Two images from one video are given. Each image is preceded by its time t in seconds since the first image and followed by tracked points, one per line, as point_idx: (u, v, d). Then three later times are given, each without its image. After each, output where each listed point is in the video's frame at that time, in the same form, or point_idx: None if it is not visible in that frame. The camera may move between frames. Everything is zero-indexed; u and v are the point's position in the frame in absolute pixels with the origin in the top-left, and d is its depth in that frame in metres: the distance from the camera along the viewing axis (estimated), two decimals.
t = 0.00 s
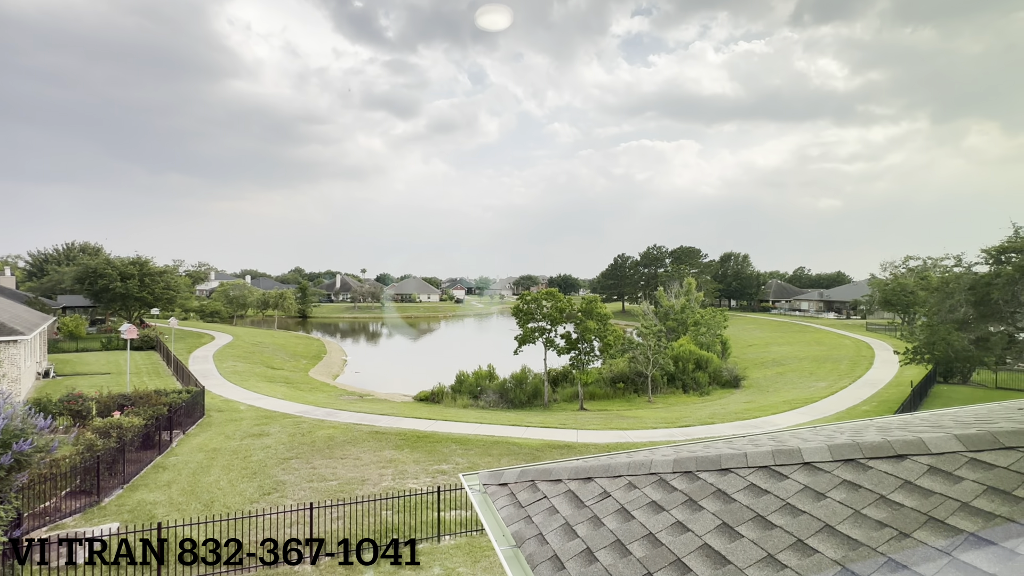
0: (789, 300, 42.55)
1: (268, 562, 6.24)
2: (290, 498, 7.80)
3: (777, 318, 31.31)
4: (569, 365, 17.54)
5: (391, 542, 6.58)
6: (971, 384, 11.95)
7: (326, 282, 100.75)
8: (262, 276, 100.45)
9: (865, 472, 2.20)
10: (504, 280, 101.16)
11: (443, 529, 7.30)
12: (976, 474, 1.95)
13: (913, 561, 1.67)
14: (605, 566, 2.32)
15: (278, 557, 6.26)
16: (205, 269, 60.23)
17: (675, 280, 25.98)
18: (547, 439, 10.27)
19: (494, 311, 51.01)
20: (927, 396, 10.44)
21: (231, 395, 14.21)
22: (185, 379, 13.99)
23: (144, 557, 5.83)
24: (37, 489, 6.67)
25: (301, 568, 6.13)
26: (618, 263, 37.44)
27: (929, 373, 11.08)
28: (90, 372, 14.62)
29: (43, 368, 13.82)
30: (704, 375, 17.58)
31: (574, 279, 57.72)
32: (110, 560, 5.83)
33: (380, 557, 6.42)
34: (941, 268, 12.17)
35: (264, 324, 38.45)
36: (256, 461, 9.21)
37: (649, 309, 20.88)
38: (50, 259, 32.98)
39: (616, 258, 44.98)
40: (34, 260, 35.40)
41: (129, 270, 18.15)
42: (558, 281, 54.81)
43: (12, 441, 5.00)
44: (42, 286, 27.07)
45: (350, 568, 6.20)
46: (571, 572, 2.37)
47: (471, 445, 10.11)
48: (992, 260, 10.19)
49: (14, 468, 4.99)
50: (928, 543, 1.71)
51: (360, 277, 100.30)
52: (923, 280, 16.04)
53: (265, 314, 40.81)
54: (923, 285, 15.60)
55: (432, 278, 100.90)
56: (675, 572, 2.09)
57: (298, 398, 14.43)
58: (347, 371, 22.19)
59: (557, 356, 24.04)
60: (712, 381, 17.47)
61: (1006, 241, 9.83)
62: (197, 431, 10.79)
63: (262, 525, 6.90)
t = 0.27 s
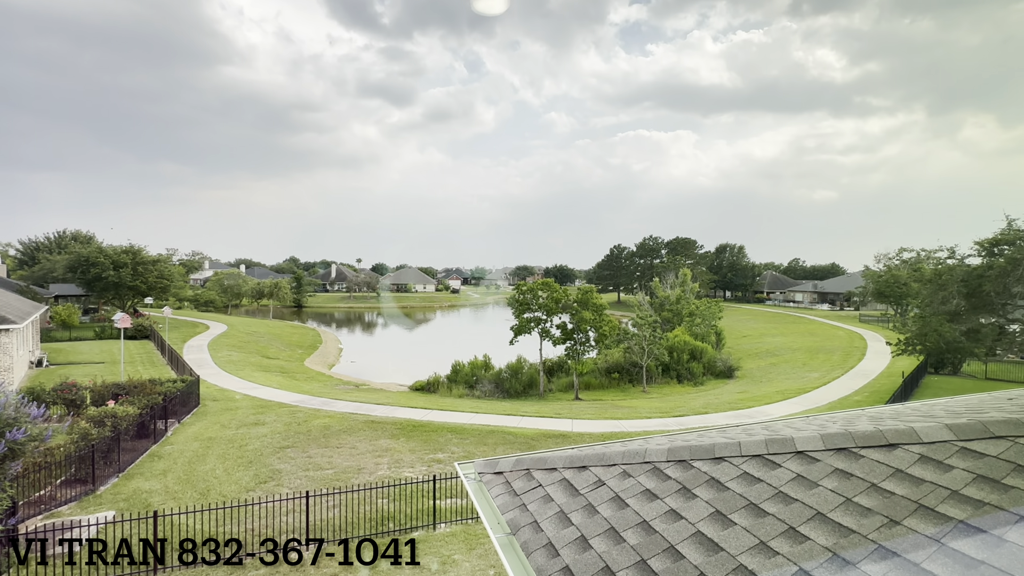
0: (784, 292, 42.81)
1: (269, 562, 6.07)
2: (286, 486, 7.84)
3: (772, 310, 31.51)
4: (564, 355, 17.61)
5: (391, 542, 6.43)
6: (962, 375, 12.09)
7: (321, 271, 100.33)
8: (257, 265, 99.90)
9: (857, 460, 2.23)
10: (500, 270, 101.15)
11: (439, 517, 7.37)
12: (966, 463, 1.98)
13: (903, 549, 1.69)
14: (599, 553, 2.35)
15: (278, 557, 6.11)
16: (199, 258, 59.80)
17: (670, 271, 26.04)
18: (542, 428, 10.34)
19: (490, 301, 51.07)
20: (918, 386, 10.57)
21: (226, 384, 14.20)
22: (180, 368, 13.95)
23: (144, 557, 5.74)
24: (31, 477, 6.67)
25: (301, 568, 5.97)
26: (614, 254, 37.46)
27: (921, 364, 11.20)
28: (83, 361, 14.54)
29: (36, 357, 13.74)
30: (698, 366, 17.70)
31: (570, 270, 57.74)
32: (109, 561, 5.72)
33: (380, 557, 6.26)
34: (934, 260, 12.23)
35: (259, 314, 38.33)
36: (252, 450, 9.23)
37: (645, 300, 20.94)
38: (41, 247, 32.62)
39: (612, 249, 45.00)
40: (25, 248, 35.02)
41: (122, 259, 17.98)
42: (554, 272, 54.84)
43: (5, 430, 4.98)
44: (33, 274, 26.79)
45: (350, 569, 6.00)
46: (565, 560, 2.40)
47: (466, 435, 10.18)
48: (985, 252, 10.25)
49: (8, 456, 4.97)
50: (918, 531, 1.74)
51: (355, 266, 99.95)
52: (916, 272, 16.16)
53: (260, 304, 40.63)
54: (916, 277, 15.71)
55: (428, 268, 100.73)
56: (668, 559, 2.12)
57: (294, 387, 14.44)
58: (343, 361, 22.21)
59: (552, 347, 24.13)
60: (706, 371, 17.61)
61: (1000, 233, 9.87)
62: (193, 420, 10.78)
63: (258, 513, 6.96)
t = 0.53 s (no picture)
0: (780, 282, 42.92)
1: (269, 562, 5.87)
2: (284, 473, 7.90)
3: (768, 300, 31.64)
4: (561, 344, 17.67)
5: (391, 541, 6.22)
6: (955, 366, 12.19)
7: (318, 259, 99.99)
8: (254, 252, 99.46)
9: (850, 448, 2.25)
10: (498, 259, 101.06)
11: (436, 503, 7.45)
12: (957, 451, 2.00)
13: (892, 534, 1.72)
14: (594, 538, 2.38)
15: (278, 556, 5.94)
16: (195, 245, 59.53)
17: (668, 260, 26.05)
18: (539, 416, 10.42)
19: (488, 290, 51.06)
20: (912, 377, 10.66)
21: (224, 371, 14.22)
22: (178, 355, 13.95)
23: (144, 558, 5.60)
24: (30, 463, 6.69)
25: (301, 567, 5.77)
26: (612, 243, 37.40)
27: (915, 355, 11.29)
28: (80, 348, 14.52)
29: (33, 344, 13.70)
30: (694, 355, 17.80)
31: (568, 259, 57.70)
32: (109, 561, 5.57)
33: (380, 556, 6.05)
34: (931, 251, 12.26)
35: (256, 301, 38.28)
36: (250, 437, 9.28)
37: (643, 290, 20.97)
38: (36, 233, 32.35)
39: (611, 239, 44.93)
40: (20, 234, 34.72)
41: (118, 245, 17.86)
42: (552, 261, 54.77)
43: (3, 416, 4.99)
44: (28, 260, 26.59)
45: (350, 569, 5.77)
46: (560, 544, 2.44)
47: (464, 422, 10.25)
48: (982, 243, 10.27)
49: (6, 441, 4.98)
50: (908, 517, 1.77)
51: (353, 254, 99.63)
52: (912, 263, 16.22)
53: (257, 291, 40.52)
54: (912, 268, 15.75)
55: (426, 257, 100.52)
56: (662, 544, 2.15)
57: (292, 375, 14.47)
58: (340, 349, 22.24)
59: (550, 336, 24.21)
60: (703, 360, 17.73)
61: (997, 225, 9.88)
62: (191, 407, 10.82)
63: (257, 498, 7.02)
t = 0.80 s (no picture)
0: (779, 272, 42.99)
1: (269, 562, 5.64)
2: (284, 457, 7.98)
3: (766, 290, 31.71)
4: (559, 332, 17.73)
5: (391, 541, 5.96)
6: (950, 356, 12.29)
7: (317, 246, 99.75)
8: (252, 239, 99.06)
9: (842, 434, 2.28)
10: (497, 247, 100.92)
11: (434, 488, 7.54)
12: (947, 437, 2.02)
13: (880, 517, 1.75)
14: (588, 520, 2.42)
15: (278, 556, 5.70)
16: (192, 231, 59.22)
17: (667, 249, 26.02)
18: (536, 403, 10.50)
19: (487, 278, 51.05)
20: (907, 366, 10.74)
21: (223, 357, 14.26)
22: (176, 341, 13.98)
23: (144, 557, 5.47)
24: (30, 446, 6.74)
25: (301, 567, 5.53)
26: (611, 232, 37.31)
27: (910, 345, 11.37)
28: (79, 333, 14.52)
29: (31, 329, 13.70)
30: (691, 344, 17.90)
31: (567, 248, 57.66)
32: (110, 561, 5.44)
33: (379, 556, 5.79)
34: (930, 242, 12.26)
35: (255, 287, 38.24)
36: (249, 422, 9.34)
37: (641, 279, 20.98)
38: (31, 218, 32.07)
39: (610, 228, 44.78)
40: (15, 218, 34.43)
41: (115, 231, 17.75)
42: (551, 249, 54.61)
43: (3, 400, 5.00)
44: (25, 245, 26.43)
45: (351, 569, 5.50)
46: (555, 526, 2.48)
47: (462, 409, 10.33)
48: (981, 234, 10.27)
49: (6, 425, 5.00)
50: (896, 500, 1.79)
51: (351, 242, 99.20)
52: (910, 253, 16.25)
53: (256, 278, 40.44)
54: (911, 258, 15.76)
55: (424, 245, 100.30)
56: (655, 527, 2.19)
57: (291, 361, 14.53)
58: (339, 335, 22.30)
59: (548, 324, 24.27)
60: (700, 349, 17.83)
61: (996, 215, 9.87)
62: (190, 392, 10.86)
63: (257, 482, 7.11)
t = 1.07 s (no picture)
0: (778, 262, 42.98)
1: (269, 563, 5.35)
2: (284, 441, 8.04)
3: (766, 279, 31.75)
4: (558, 320, 17.77)
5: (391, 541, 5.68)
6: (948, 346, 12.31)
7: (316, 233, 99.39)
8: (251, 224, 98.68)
9: (838, 420, 2.30)
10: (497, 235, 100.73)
11: (433, 472, 7.62)
12: (942, 423, 2.03)
13: (874, 500, 1.77)
14: (586, 503, 2.44)
15: (278, 556, 5.42)
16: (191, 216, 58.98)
17: (667, 238, 25.94)
18: (535, 390, 10.58)
19: (487, 265, 51.04)
20: (904, 356, 10.79)
21: (223, 342, 14.32)
22: (176, 326, 14.01)
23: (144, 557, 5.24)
24: (32, 429, 6.79)
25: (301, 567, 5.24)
26: (611, 220, 37.21)
27: (907, 335, 11.41)
28: (78, 317, 14.54)
29: (31, 312, 13.72)
30: (690, 332, 17.97)
31: (566, 236, 57.57)
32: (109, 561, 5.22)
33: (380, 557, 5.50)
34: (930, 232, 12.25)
35: (254, 273, 38.21)
36: (249, 407, 9.41)
37: (641, 267, 20.95)
38: (28, 201, 31.90)
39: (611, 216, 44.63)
40: (13, 202, 34.27)
41: (113, 215, 17.67)
42: (551, 237, 54.50)
43: (4, 382, 5.03)
44: (23, 229, 26.33)
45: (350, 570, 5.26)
46: (553, 508, 2.51)
47: (460, 395, 10.41)
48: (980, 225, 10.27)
49: (7, 408, 5.03)
50: (889, 483, 1.82)
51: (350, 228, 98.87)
52: (910, 244, 16.22)
53: (255, 264, 40.41)
54: (911, 249, 15.72)
55: (424, 232, 100.03)
56: (651, 509, 2.21)
57: (290, 346, 14.59)
58: (339, 322, 22.36)
59: (547, 311, 24.34)
60: (698, 338, 17.90)
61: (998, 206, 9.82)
62: (190, 376, 10.92)
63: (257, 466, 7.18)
